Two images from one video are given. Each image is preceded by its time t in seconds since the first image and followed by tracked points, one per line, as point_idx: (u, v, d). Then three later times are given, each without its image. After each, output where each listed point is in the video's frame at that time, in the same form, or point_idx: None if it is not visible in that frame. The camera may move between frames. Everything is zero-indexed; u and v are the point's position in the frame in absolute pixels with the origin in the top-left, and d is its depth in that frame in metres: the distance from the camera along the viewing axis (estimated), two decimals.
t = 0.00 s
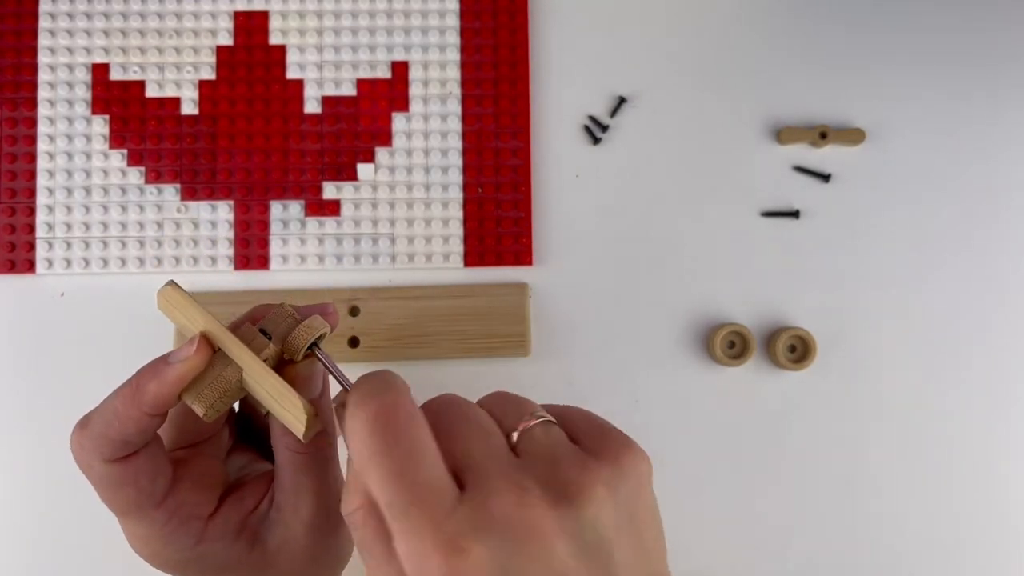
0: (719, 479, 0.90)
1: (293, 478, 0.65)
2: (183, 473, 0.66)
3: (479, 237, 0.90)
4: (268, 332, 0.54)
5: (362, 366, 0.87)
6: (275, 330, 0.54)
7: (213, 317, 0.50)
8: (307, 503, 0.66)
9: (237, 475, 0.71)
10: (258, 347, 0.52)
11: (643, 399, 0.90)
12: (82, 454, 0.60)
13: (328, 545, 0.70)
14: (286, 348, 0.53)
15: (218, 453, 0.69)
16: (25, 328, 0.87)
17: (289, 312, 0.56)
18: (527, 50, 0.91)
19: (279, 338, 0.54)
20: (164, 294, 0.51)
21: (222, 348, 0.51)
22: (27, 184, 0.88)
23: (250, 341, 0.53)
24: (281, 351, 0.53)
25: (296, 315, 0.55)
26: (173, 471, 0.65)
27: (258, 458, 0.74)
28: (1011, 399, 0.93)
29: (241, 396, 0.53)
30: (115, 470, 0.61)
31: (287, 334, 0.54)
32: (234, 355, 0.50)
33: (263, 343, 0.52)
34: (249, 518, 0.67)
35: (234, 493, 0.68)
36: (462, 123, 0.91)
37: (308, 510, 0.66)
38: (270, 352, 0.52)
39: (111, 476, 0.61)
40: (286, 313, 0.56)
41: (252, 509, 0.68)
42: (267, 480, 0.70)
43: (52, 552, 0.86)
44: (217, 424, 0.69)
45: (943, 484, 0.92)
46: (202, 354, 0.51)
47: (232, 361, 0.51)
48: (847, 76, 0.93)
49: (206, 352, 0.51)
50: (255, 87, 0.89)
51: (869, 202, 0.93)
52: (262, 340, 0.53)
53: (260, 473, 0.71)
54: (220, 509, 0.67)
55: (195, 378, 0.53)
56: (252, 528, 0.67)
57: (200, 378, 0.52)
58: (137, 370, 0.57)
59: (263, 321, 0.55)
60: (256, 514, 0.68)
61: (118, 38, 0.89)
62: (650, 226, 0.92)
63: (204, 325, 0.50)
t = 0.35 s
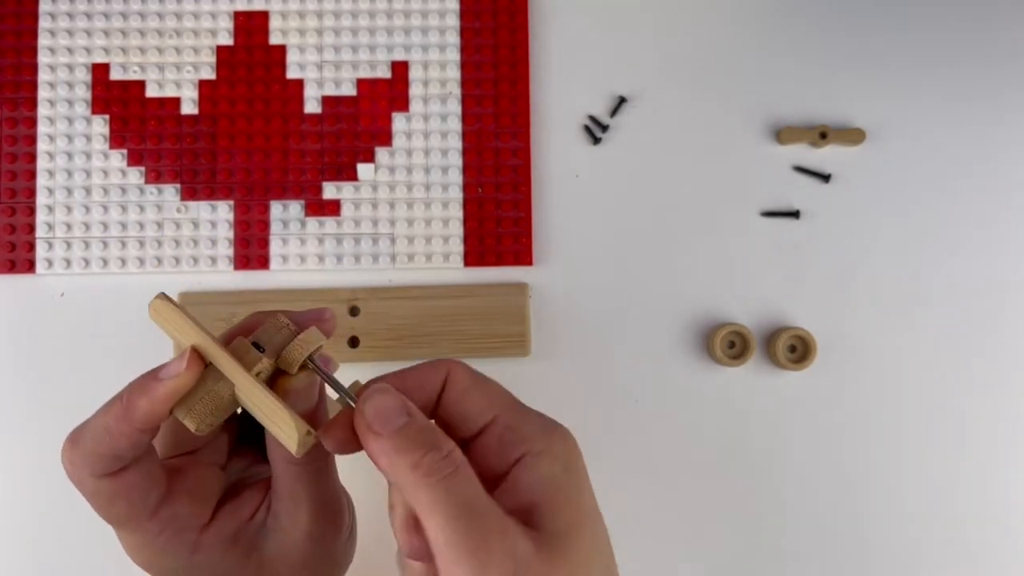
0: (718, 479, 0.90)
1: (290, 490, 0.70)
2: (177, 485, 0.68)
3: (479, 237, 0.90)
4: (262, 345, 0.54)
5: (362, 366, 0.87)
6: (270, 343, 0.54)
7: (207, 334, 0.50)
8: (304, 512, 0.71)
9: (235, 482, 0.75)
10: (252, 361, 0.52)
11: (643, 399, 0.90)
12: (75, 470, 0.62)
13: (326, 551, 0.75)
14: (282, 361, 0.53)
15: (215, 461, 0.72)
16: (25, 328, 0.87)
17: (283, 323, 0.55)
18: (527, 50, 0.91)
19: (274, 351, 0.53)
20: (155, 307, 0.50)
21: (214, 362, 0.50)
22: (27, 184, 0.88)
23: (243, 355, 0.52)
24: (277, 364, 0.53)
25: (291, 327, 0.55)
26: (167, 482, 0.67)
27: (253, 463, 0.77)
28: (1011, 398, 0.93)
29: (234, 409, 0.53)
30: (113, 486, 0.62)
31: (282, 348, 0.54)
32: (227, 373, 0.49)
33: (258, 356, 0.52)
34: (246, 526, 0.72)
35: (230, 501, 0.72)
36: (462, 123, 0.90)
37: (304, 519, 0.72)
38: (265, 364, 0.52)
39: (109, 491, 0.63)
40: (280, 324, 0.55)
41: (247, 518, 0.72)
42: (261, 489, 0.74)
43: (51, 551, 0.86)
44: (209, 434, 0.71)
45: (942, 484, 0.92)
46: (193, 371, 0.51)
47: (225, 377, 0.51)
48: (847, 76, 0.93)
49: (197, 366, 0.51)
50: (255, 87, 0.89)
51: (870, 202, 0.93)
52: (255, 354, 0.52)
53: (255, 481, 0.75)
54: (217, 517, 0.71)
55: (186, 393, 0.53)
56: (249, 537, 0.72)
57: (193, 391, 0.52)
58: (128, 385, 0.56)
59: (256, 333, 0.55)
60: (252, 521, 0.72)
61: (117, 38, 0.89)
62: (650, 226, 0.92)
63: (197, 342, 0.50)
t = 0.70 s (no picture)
0: (719, 479, 0.90)
1: (263, 453, 0.64)
2: (156, 440, 0.63)
3: (479, 237, 0.90)
4: (242, 301, 0.51)
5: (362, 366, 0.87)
6: (250, 300, 0.50)
7: (185, 277, 0.47)
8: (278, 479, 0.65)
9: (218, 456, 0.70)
10: (228, 313, 0.49)
11: (643, 399, 0.90)
12: (53, 409, 0.58)
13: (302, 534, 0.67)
14: (259, 319, 0.49)
15: (200, 426, 0.68)
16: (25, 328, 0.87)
17: (267, 283, 0.52)
18: (527, 50, 0.91)
19: (253, 308, 0.50)
20: (146, 254, 0.48)
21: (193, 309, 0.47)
22: (27, 184, 0.88)
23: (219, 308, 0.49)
24: (255, 323, 0.49)
25: (274, 288, 0.52)
26: (146, 435, 0.63)
27: (238, 441, 0.72)
28: (1011, 398, 0.93)
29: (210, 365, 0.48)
30: (88, 426, 0.59)
31: (261, 306, 0.50)
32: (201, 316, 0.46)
33: (233, 309, 0.49)
34: (220, 494, 0.65)
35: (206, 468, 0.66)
36: (462, 123, 0.91)
37: (279, 489, 0.65)
38: (241, 319, 0.49)
39: (83, 433, 0.59)
40: (264, 285, 0.52)
41: (223, 485, 0.66)
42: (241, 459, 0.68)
43: (50, 550, 0.86)
44: (195, 398, 0.68)
45: (942, 484, 0.92)
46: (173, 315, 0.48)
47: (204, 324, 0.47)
48: (847, 76, 0.93)
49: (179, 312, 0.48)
50: (255, 87, 0.89)
51: (869, 203, 0.93)
52: (233, 307, 0.49)
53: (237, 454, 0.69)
54: (190, 479, 0.64)
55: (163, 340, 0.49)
56: (222, 504, 0.65)
57: (169, 337, 0.49)
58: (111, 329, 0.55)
59: (236, 291, 0.51)
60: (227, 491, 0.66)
61: (117, 38, 0.89)
62: (650, 225, 0.92)
63: (176, 285, 0.47)
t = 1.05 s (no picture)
0: (719, 479, 0.90)
1: (270, 447, 0.61)
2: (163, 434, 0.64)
3: (479, 237, 0.90)
4: (245, 294, 0.52)
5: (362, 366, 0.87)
6: (252, 292, 0.52)
7: (187, 270, 0.48)
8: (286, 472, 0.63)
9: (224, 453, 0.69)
10: (231, 305, 0.50)
11: (643, 399, 0.90)
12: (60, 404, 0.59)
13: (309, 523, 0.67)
14: (262, 311, 0.51)
15: (204, 423, 0.68)
16: (25, 328, 0.87)
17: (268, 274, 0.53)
18: (527, 50, 0.91)
19: (254, 300, 0.51)
20: (148, 250, 0.50)
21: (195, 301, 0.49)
22: (27, 184, 0.88)
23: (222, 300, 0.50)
24: (257, 314, 0.51)
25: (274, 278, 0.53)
26: (153, 430, 0.63)
27: (245, 437, 0.71)
28: (1011, 399, 0.93)
29: (213, 355, 0.50)
30: (95, 421, 0.60)
31: (263, 297, 0.51)
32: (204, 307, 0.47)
33: (236, 301, 0.50)
34: (229, 489, 0.64)
35: (213, 462, 0.65)
36: (462, 123, 0.91)
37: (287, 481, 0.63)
38: (244, 310, 0.50)
39: (90, 428, 0.60)
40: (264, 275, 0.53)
41: (231, 480, 0.65)
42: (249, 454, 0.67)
43: (51, 551, 0.86)
44: (201, 393, 0.68)
45: (942, 484, 0.92)
46: (175, 308, 0.49)
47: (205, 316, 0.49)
48: (847, 76, 0.93)
49: (179, 305, 0.50)
50: (255, 87, 0.89)
51: (869, 203, 0.93)
52: (236, 299, 0.50)
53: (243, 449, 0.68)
54: (197, 474, 0.64)
55: (167, 332, 0.50)
56: (231, 499, 0.64)
57: (172, 330, 0.50)
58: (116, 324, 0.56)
59: (238, 283, 0.53)
60: (235, 485, 0.65)
61: (117, 38, 0.89)
62: (650, 225, 0.92)
63: (178, 278, 0.49)
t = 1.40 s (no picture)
0: (718, 479, 0.90)
1: (263, 450, 0.66)
2: (157, 446, 0.65)
3: (479, 237, 0.90)
4: (232, 300, 0.53)
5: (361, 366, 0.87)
6: (240, 298, 0.53)
7: (174, 282, 0.50)
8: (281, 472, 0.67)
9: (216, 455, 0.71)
10: (221, 312, 0.52)
11: (643, 399, 0.90)
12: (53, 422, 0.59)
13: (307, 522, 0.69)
14: (251, 316, 0.53)
15: (197, 430, 0.69)
16: (25, 328, 0.87)
17: (254, 281, 0.55)
18: (527, 50, 0.91)
19: (243, 306, 0.53)
20: (133, 263, 0.52)
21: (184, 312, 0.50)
22: (27, 184, 0.88)
23: (212, 308, 0.52)
24: (247, 320, 0.53)
25: (261, 284, 0.55)
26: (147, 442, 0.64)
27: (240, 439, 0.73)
28: (1011, 399, 0.93)
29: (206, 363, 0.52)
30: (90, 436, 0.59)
31: (251, 303, 0.53)
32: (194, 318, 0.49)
33: (225, 309, 0.52)
34: (224, 493, 0.67)
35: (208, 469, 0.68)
36: (462, 123, 0.91)
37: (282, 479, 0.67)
38: (234, 317, 0.52)
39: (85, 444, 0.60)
40: (251, 282, 0.55)
41: (226, 483, 0.68)
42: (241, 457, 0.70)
43: (51, 552, 0.86)
44: (192, 401, 0.69)
45: (941, 484, 0.92)
46: (165, 319, 0.51)
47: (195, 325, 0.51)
48: (847, 76, 0.93)
49: (168, 316, 0.52)
50: (255, 87, 0.89)
51: (869, 203, 0.93)
52: (225, 306, 0.52)
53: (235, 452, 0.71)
54: (193, 481, 0.66)
55: (159, 342, 0.52)
56: (226, 502, 0.67)
57: (163, 342, 0.52)
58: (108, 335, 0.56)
59: (226, 289, 0.54)
60: (231, 489, 0.68)
61: (117, 38, 0.89)
62: (649, 225, 0.92)
63: (167, 291, 0.51)
